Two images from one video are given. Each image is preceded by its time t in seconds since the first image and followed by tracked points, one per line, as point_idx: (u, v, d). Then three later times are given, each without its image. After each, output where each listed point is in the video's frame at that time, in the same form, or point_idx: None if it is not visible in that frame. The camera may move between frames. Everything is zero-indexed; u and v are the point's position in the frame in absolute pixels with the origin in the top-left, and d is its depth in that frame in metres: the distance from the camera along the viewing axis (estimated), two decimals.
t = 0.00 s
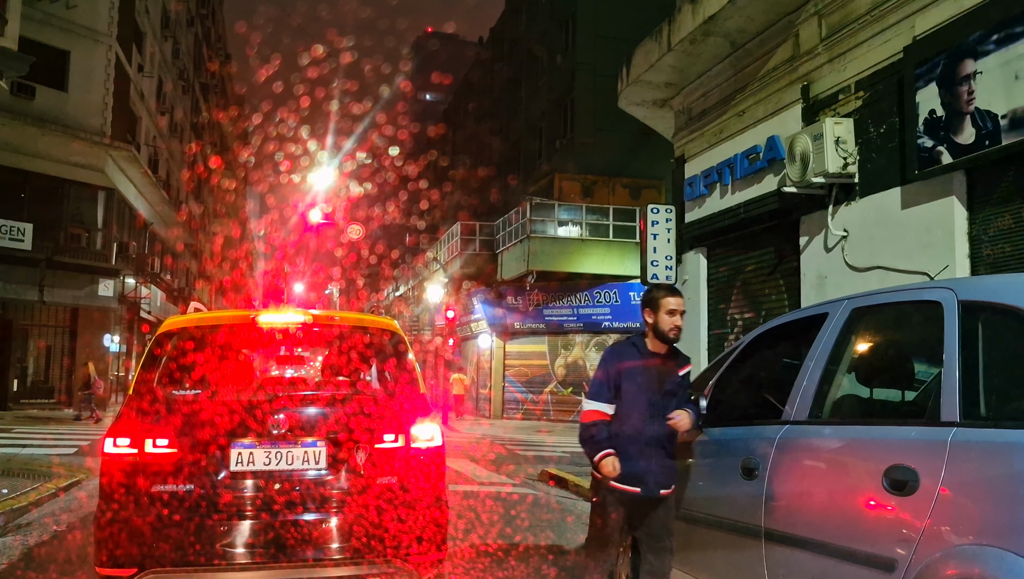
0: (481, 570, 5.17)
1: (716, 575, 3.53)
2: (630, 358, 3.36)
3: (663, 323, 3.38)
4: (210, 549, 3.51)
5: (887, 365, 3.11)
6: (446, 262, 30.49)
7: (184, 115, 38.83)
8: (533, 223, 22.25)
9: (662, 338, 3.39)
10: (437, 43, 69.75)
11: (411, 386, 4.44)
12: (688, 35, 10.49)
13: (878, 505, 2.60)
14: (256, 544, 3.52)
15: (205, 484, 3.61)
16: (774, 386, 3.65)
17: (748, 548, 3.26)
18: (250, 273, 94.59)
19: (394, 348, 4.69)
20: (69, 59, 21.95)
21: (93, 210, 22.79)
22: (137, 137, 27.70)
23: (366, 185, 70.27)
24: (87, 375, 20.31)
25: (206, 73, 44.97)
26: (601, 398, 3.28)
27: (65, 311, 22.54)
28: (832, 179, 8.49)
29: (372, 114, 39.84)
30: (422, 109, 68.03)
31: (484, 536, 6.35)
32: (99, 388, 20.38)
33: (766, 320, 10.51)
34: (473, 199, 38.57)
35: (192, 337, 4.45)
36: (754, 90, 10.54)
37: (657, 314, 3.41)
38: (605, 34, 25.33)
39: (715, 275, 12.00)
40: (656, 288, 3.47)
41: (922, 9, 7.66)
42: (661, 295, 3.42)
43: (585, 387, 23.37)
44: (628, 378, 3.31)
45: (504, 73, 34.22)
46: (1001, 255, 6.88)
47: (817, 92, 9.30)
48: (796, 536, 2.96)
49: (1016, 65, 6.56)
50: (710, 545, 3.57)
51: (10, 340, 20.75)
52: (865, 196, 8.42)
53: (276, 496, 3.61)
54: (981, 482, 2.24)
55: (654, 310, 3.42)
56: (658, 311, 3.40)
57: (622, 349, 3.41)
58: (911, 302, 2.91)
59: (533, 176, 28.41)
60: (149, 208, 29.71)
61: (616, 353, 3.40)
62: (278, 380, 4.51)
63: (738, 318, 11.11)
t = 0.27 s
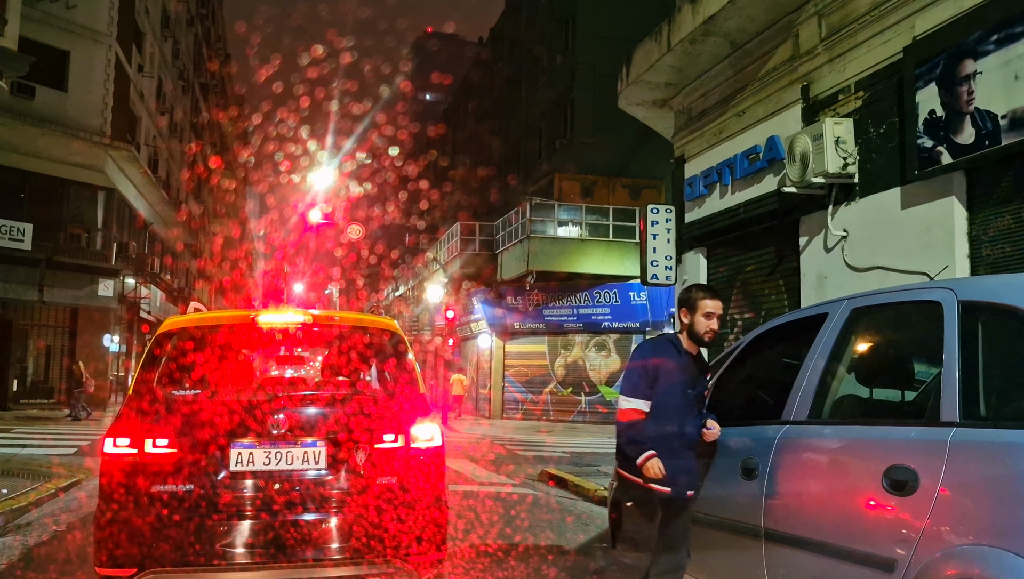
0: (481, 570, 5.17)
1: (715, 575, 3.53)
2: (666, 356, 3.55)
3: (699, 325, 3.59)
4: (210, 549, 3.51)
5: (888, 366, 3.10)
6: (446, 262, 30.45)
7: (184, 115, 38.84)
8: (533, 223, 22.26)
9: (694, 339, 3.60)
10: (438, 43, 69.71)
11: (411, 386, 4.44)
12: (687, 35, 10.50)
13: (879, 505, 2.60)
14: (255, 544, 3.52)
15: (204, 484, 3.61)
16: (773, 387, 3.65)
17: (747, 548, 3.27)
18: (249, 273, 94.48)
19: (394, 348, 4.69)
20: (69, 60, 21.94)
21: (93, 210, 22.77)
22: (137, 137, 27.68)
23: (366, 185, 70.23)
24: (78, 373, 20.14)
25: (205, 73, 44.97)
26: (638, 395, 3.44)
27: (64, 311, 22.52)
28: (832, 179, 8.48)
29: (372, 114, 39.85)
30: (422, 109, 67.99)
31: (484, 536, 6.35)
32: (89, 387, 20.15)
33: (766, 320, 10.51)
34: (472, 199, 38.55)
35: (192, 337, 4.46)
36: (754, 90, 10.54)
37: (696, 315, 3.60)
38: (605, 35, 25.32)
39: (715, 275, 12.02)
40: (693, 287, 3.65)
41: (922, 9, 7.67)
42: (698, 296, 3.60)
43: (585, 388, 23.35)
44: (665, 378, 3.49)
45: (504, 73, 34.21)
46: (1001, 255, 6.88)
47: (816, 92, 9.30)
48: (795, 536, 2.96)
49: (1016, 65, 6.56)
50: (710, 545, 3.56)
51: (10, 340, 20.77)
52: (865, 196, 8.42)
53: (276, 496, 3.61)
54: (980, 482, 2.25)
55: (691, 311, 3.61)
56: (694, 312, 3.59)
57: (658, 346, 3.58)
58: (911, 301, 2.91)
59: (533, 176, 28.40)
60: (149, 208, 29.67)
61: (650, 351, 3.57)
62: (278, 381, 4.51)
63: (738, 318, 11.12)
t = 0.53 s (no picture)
0: (481, 570, 5.17)
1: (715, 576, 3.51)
2: (689, 360, 3.55)
3: (715, 327, 3.68)
4: (210, 549, 3.51)
5: (889, 364, 3.11)
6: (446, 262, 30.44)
7: (184, 115, 38.87)
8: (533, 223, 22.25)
9: (709, 340, 3.70)
10: (437, 43, 69.70)
11: (410, 386, 4.44)
12: (687, 35, 10.50)
13: (879, 505, 2.60)
14: (255, 543, 3.52)
15: (204, 484, 3.60)
16: (774, 387, 3.65)
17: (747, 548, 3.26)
18: (249, 273, 94.46)
19: (393, 348, 4.69)
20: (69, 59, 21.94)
21: (93, 210, 22.77)
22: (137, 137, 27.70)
23: (367, 185, 70.25)
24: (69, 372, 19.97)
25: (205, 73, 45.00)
26: (669, 401, 3.39)
27: (64, 311, 22.51)
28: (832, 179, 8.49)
29: (372, 114, 39.86)
30: (422, 109, 68.01)
31: (484, 536, 6.34)
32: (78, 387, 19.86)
33: (766, 320, 10.51)
34: (472, 199, 38.56)
35: (192, 337, 4.45)
36: (754, 90, 10.54)
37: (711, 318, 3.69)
38: (605, 34, 25.32)
39: (715, 275, 12.02)
40: (708, 289, 3.74)
41: (921, 9, 7.67)
42: (712, 297, 3.70)
43: (585, 388, 23.34)
44: (692, 381, 3.49)
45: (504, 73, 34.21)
46: (1001, 255, 6.88)
47: (816, 92, 9.30)
48: (795, 536, 2.96)
49: (1016, 65, 6.56)
50: (710, 545, 3.54)
51: (10, 340, 20.80)
52: (865, 196, 8.42)
53: (276, 496, 3.61)
54: (981, 481, 2.24)
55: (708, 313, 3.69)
56: (710, 314, 3.69)
57: (679, 348, 3.56)
58: (911, 302, 2.90)
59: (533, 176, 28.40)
60: (149, 208, 29.67)
61: (673, 352, 3.54)
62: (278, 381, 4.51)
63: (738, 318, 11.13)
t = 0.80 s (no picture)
0: (481, 570, 5.17)
1: None
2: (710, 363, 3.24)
3: (733, 327, 3.50)
4: (210, 549, 3.50)
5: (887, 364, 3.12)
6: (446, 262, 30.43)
7: (184, 115, 38.87)
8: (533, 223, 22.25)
9: (727, 341, 3.52)
10: (437, 43, 69.71)
11: (410, 386, 4.44)
12: (687, 35, 10.50)
13: (879, 505, 2.60)
14: (255, 544, 3.52)
15: (204, 484, 3.61)
16: (774, 386, 3.65)
17: (748, 549, 3.26)
18: (248, 273, 94.44)
19: (393, 348, 4.69)
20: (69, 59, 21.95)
21: (93, 210, 22.79)
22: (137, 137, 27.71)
23: (367, 185, 70.27)
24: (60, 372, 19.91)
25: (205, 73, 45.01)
26: (699, 413, 3.10)
27: (64, 311, 22.52)
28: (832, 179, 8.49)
29: (372, 114, 39.88)
30: (422, 109, 68.04)
31: (484, 536, 6.34)
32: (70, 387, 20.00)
33: (766, 320, 10.51)
34: (472, 199, 38.54)
35: (192, 337, 4.45)
36: (754, 90, 10.54)
37: (729, 317, 3.51)
38: (605, 34, 25.32)
39: (715, 275, 12.01)
40: (723, 287, 3.54)
41: (921, 9, 7.67)
42: (730, 296, 3.50)
43: (585, 388, 23.35)
44: (717, 386, 3.19)
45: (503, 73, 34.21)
46: (1000, 255, 6.88)
47: (816, 92, 9.30)
48: (795, 537, 2.96)
49: (1016, 65, 6.56)
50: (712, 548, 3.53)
51: (10, 340, 20.82)
52: (865, 196, 8.42)
53: (276, 496, 3.61)
54: (982, 481, 2.24)
55: (726, 311, 3.50)
56: (729, 314, 3.49)
57: (702, 347, 3.25)
58: (911, 302, 2.90)
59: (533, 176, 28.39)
60: (149, 208, 29.68)
61: (699, 351, 3.22)
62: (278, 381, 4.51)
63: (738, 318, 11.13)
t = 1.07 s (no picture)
0: (481, 570, 5.17)
1: None
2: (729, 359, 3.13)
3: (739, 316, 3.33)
4: (210, 548, 3.51)
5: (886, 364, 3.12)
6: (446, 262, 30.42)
7: (184, 115, 38.87)
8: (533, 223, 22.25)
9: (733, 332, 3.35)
10: (437, 43, 69.72)
11: (410, 386, 4.44)
12: (687, 35, 10.50)
13: (880, 505, 2.60)
14: (255, 544, 3.52)
15: (204, 484, 3.61)
16: (774, 386, 3.65)
17: (750, 549, 3.26)
18: (248, 273, 94.41)
19: (393, 348, 4.69)
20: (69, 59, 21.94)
21: (93, 210, 22.78)
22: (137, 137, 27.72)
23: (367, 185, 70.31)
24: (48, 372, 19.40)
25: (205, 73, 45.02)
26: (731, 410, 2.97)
27: (64, 311, 22.50)
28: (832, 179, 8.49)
29: (372, 114, 39.89)
30: (422, 109, 68.05)
31: (484, 536, 6.34)
32: (60, 387, 19.42)
33: (766, 319, 10.51)
34: (472, 199, 38.53)
35: (192, 337, 4.45)
36: (754, 90, 10.54)
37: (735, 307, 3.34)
38: (605, 35, 25.32)
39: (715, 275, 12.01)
40: (727, 276, 3.36)
41: (922, 9, 7.66)
42: (736, 284, 3.34)
43: (585, 388, 23.35)
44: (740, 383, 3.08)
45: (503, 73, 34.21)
46: (1001, 255, 6.88)
47: (816, 92, 9.30)
48: (795, 536, 2.96)
49: (1016, 65, 6.56)
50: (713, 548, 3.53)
51: (10, 339, 20.83)
52: (865, 196, 8.42)
53: (276, 496, 3.61)
54: (983, 481, 2.24)
55: (732, 302, 3.34)
56: (736, 302, 3.33)
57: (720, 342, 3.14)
58: (910, 301, 2.90)
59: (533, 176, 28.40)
60: (149, 208, 29.68)
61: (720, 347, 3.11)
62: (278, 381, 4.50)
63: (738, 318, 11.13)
